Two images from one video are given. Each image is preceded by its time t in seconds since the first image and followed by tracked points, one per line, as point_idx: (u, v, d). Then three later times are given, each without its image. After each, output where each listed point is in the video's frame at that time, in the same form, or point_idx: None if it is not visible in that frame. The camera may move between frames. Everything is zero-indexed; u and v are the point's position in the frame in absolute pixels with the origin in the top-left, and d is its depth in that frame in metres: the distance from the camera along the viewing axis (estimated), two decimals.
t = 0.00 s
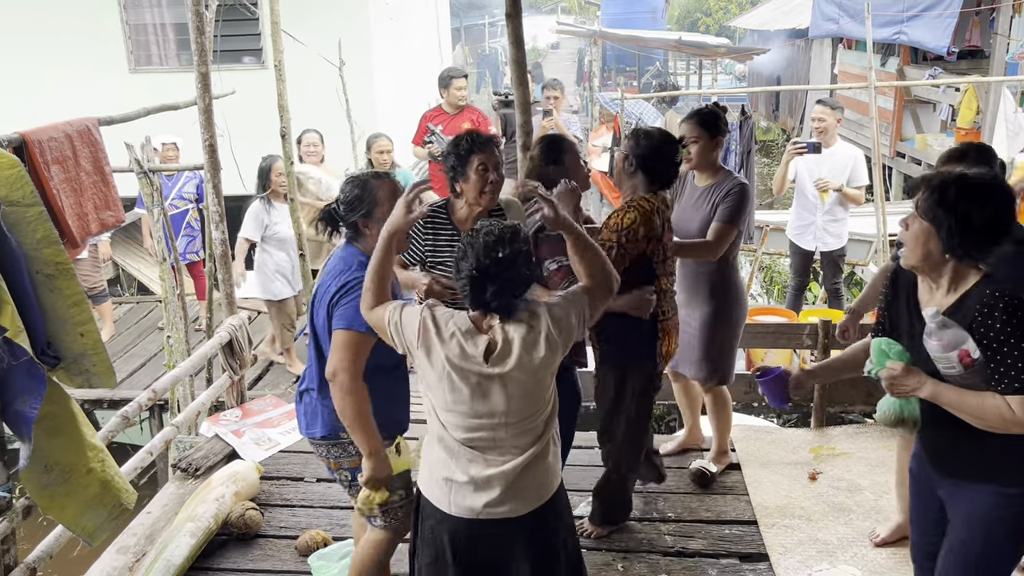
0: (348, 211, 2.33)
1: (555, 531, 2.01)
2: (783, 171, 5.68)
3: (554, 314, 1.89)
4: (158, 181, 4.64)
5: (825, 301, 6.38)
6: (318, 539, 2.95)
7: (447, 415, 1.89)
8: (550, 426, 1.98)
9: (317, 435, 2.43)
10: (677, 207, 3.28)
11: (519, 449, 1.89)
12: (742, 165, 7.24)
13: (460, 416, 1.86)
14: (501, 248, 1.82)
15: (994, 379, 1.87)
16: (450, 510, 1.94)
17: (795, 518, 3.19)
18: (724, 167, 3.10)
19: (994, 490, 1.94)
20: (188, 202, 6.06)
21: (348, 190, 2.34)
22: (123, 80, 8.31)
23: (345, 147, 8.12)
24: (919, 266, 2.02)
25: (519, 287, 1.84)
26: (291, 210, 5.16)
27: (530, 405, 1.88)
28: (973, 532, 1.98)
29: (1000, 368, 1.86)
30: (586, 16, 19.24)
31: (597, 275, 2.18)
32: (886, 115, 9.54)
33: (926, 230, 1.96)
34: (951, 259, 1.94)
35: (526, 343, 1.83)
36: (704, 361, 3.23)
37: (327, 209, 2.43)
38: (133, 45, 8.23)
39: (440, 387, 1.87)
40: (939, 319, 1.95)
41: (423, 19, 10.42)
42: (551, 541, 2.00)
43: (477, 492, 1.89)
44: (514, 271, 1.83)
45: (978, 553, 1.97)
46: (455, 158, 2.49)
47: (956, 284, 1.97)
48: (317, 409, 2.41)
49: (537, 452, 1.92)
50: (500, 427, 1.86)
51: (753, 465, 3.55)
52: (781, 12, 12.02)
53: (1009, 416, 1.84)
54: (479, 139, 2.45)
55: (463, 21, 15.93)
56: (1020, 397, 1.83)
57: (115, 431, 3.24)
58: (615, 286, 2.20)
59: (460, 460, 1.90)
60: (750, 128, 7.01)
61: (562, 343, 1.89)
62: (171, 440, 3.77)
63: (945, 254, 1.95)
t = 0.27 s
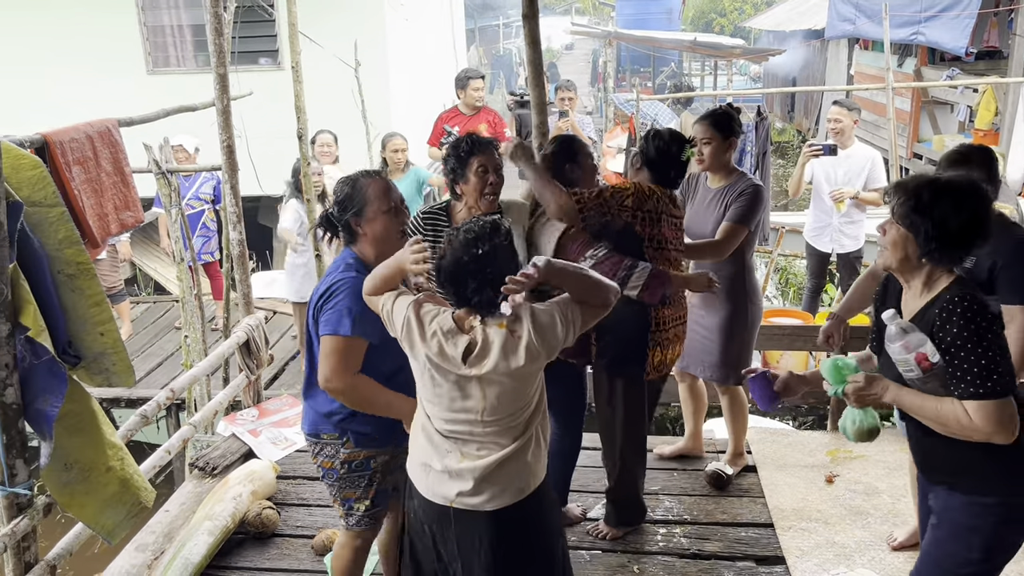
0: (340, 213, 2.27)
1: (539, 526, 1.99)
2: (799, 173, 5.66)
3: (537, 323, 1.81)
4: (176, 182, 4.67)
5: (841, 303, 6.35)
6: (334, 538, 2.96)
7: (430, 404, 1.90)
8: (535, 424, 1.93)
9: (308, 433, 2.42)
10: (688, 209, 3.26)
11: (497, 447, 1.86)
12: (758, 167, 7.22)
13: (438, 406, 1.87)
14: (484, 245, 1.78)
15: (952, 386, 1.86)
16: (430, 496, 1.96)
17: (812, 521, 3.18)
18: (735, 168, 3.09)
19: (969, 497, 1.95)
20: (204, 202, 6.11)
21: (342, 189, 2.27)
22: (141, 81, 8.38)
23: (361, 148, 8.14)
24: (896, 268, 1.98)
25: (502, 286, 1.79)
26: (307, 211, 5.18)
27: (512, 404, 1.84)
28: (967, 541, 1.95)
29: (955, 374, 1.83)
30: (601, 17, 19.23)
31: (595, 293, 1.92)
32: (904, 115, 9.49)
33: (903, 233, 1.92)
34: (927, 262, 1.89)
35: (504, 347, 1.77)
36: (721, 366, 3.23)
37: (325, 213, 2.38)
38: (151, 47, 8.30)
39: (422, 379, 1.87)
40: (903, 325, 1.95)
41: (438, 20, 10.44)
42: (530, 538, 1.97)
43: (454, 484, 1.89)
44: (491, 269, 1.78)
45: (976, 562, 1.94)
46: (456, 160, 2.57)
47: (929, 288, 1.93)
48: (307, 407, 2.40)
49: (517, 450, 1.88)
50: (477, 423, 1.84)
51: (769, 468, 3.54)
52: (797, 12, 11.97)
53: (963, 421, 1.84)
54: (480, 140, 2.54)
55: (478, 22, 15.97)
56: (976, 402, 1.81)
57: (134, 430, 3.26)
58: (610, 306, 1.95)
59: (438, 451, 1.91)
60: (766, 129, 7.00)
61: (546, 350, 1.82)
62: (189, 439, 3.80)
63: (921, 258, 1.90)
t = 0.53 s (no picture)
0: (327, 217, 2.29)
1: (546, 525, 1.99)
2: (816, 175, 5.64)
3: (546, 326, 1.84)
4: (193, 182, 4.70)
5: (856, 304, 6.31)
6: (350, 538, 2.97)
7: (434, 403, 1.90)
8: (542, 424, 1.94)
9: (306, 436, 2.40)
10: (699, 209, 3.25)
11: (504, 446, 1.87)
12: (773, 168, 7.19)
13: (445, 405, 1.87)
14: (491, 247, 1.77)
15: (911, 380, 1.85)
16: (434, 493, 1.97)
17: (829, 524, 3.16)
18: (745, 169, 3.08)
19: (942, 507, 1.91)
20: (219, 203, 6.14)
21: (326, 188, 2.28)
22: (158, 83, 8.44)
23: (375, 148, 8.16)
24: (893, 262, 1.94)
25: (508, 291, 1.80)
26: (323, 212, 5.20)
27: (519, 404, 1.85)
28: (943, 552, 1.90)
29: (916, 368, 1.83)
30: (614, 18, 19.22)
31: (607, 305, 1.95)
32: (920, 116, 9.43)
33: (904, 229, 1.89)
34: (927, 261, 1.87)
35: (511, 349, 1.79)
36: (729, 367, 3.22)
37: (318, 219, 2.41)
38: (168, 48, 8.36)
39: (427, 378, 1.87)
40: (876, 313, 1.95)
41: (452, 21, 10.46)
42: (538, 538, 1.97)
43: (460, 482, 1.89)
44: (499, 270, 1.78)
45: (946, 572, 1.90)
46: (442, 163, 2.60)
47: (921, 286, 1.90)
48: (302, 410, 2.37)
49: (523, 450, 1.89)
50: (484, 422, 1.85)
51: (786, 470, 3.52)
52: (812, 12, 11.92)
53: (908, 415, 1.84)
54: (465, 142, 2.59)
55: (492, 23, 16.00)
56: (928, 400, 1.80)
57: (152, 429, 3.28)
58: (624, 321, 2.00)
59: (443, 448, 1.91)
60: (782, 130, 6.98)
61: (553, 353, 1.84)
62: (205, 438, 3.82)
63: (920, 256, 1.88)
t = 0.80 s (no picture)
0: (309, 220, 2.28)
1: (573, 526, 1.98)
2: (830, 176, 5.62)
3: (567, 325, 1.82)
4: (206, 182, 4.72)
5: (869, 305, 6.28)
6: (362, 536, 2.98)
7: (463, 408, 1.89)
8: (569, 423, 1.93)
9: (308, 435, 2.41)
10: (707, 209, 3.25)
11: (533, 448, 1.86)
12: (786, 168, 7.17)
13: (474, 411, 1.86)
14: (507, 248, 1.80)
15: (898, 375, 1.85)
16: (463, 498, 1.96)
17: (841, 525, 3.15)
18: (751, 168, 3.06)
19: (943, 516, 1.90)
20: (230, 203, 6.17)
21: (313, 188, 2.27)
22: (172, 83, 8.49)
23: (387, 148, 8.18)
24: (890, 267, 1.93)
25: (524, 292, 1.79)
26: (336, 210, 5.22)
27: (546, 406, 1.84)
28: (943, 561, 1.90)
29: (903, 363, 1.83)
30: (626, 18, 19.22)
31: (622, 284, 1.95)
32: (935, 116, 9.37)
33: (901, 233, 1.87)
34: (922, 265, 1.86)
35: (536, 352, 1.78)
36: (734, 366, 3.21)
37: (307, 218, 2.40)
38: (182, 49, 8.40)
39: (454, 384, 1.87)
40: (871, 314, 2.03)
41: (464, 22, 10.48)
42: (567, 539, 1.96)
43: (490, 486, 1.89)
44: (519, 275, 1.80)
45: None
46: (441, 160, 2.62)
47: (917, 288, 1.89)
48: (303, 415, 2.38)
49: (551, 450, 1.88)
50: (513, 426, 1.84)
51: (798, 471, 3.51)
52: (825, 12, 11.87)
53: (893, 410, 1.84)
54: (463, 140, 2.60)
55: (504, 24, 16.02)
56: (911, 396, 1.79)
57: (165, 427, 3.30)
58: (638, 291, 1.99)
59: (473, 452, 1.90)
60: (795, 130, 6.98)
61: (577, 350, 1.83)
62: (219, 436, 3.84)
63: (916, 259, 1.86)
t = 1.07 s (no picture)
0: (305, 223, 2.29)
1: (612, 523, 1.97)
2: (841, 176, 5.60)
3: (594, 320, 1.77)
4: (216, 180, 4.75)
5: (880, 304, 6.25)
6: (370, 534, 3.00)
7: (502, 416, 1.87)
8: (608, 418, 1.90)
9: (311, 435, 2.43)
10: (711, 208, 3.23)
11: (574, 449, 1.85)
12: (796, 168, 7.14)
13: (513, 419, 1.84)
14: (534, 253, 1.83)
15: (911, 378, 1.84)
16: (506, 506, 1.94)
17: (849, 525, 3.13)
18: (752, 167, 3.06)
19: (952, 523, 1.90)
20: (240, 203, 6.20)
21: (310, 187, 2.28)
22: (183, 82, 8.53)
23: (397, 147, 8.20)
24: (893, 273, 1.92)
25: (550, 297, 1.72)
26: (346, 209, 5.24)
27: (584, 405, 1.81)
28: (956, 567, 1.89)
29: (916, 366, 1.82)
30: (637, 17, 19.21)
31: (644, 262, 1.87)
32: (947, 115, 9.32)
33: (903, 237, 1.86)
34: (927, 268, 1.85)
35: (570, 353, 1.74)
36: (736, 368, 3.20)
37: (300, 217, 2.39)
38: (193, 48, 8.44)
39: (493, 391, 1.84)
40: (877, 315, 1.97)
41: (474, 21, 10.50)
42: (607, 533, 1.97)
43: (535, 492, 1.87)
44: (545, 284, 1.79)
45: None
46: (447, 156, 2.63)
47: (923, 291, 1.89)
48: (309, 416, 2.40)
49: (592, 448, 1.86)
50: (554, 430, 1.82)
51: (806, 471, 3.49)
52: (837, 11, 11.82)
53: (907, 414, 1.82)
54: (469, 137, 2.62)
55: (514, 23, 16.03)
56: (925, 399, 1.78)
57: (175, 424, 3.32)
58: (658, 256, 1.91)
59: (515, 459, 1.89)
60: (805, 130, 7.02)
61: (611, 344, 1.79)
62: (228, 434, 3.86)
63: (920, 263, 1.86)
